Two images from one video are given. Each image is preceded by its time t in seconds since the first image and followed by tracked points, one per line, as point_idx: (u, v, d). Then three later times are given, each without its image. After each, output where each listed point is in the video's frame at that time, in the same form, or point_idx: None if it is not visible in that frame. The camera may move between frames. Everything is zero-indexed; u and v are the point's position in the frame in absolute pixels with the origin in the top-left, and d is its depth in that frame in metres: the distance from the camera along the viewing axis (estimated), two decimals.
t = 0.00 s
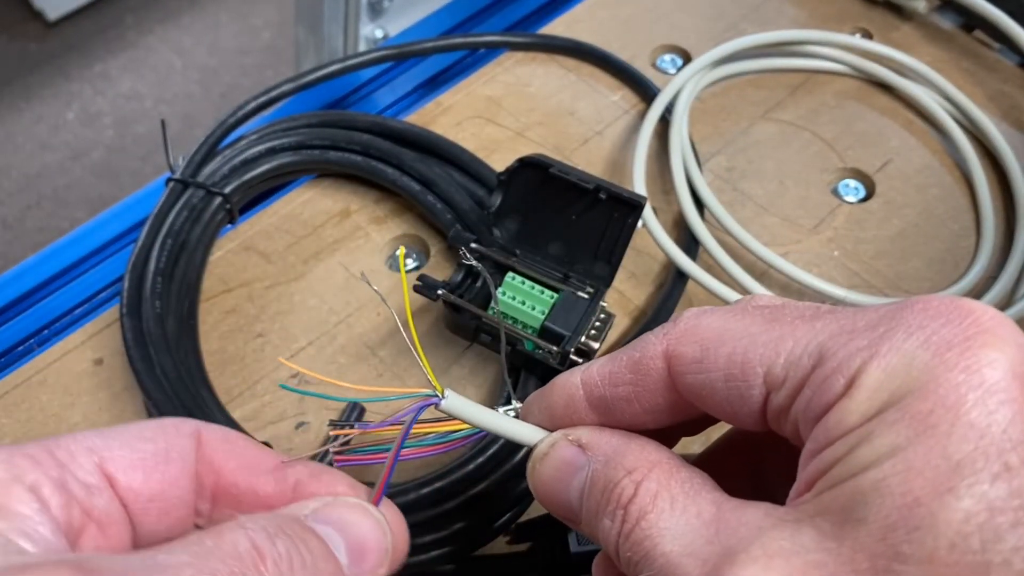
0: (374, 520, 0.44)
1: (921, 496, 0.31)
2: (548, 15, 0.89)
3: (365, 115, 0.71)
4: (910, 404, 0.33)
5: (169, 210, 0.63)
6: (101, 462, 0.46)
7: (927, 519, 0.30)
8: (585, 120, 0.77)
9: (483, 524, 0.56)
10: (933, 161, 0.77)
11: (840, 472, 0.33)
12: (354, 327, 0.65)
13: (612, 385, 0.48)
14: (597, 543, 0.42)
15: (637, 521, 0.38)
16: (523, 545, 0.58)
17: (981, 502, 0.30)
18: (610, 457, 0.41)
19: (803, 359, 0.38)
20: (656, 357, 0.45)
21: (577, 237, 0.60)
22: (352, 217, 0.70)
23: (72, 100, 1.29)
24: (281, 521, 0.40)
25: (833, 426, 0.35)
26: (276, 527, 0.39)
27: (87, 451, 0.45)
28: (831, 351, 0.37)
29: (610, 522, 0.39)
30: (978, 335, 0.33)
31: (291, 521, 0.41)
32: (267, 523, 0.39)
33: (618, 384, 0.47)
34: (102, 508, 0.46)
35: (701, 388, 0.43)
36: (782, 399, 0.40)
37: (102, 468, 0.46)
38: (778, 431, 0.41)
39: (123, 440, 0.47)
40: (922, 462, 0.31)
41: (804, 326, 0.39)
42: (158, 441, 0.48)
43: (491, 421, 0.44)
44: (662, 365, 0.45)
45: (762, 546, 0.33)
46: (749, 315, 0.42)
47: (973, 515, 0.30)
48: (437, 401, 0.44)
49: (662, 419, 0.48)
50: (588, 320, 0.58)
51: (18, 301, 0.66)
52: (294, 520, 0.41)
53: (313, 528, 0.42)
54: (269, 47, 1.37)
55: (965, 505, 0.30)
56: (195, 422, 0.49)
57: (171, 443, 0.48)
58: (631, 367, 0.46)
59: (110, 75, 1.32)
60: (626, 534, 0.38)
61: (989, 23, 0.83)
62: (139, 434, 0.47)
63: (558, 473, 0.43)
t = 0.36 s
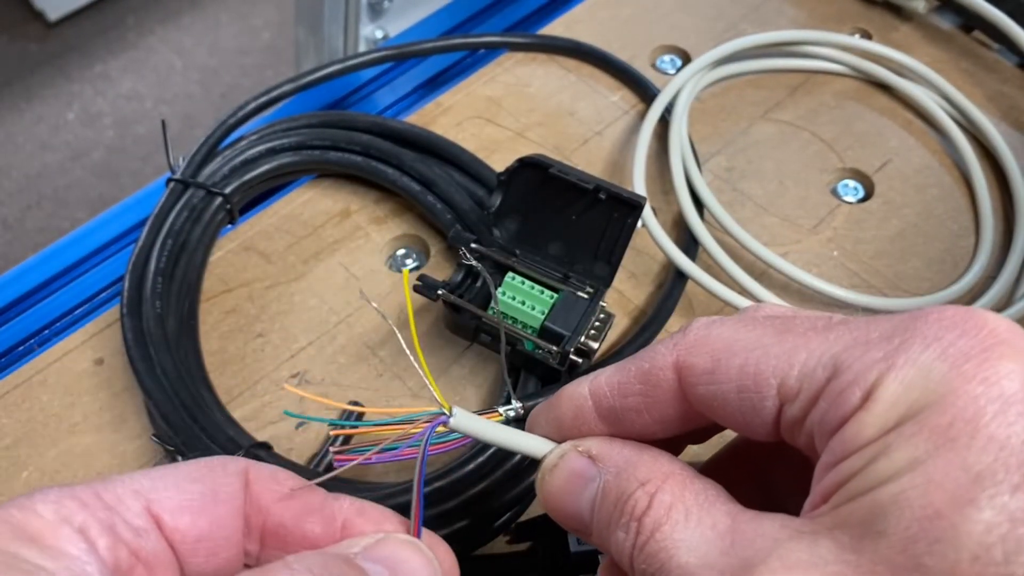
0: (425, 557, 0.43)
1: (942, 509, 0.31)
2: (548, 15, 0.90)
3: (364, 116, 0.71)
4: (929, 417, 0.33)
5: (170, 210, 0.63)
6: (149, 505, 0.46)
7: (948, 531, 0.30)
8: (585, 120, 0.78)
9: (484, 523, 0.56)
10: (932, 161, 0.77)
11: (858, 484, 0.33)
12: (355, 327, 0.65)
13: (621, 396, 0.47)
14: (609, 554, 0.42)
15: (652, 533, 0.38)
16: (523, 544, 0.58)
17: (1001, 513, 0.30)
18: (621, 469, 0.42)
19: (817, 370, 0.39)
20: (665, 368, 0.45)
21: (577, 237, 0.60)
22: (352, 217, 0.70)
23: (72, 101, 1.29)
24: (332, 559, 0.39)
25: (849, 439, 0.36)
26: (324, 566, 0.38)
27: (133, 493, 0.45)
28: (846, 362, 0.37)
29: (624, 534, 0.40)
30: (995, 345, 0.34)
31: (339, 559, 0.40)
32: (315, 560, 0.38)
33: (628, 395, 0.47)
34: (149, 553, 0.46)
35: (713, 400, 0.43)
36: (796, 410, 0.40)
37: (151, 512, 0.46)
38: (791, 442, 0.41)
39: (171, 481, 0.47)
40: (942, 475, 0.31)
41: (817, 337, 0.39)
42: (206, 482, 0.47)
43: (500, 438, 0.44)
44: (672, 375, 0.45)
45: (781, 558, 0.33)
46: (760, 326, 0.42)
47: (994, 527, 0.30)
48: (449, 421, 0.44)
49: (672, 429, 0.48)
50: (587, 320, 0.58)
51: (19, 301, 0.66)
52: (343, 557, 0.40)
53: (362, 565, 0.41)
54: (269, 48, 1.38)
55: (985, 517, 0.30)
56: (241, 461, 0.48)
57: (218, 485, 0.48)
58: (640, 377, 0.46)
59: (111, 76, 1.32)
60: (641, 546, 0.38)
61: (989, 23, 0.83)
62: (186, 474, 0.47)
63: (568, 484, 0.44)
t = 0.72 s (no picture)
0: (426, 338, 0.32)
1: (935, 510, 0.31)
2: (549, 15, 0.90)
3: (364, 116, 0.71)
4: (921, 417, 0.33)
5: (170, 210, 0.63)
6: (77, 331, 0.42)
7: (942, 533, 0.30)
8: (585, 120, 0.78)
9: (482, 523, 0.56)
10: (932, 161, 0.77)
11: (855, 484, 0.33)
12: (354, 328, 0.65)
13: (618, 401, 0.48)
14: (606, 563, 0.42)
15: (646, 542, 0.38)
16: (523, 544, 0.57)
17: (994, 515, 0.30)
18: (615, 479, 0.42)
19: (812, 373, 0.39)
20: (660, 372, 0.46)
21: (577, 237, 0.60)
22: (352, 217, 0.70)
23: (72, 101, 1.29)
24: None
25: (843, 439, 0.36)
26: None
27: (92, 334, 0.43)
28: (839, 364, 0.37)
29: (619, 543, 0.40)
30: (987, 346, 0.34)
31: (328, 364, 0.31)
32: None
33: (624, 400, 0.48)
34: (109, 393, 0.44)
35: (708, 404, 0.44)
36: (791, 412, 0.40)
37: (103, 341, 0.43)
38: (787, 445, 0.41)
39: (107, 301, 0.44)
40: (934, 474, 0.31)
41: (811, 340, 0.40)
42: (137, 287, 0.45)
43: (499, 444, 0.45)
44: (667, 379, 0.46)
45: (774, 564, 0.33)
46: (756, 329, 0.42)
47: (987, 529, 0.29)
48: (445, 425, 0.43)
49: (669, 433, 0.49)
50: (587, 320, 0.58)
51: (18, 301, 0.66)
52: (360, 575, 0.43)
53: None
54: (270, 48, 1.38)
55: (979, 518, 0.30)
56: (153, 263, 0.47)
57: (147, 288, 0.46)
58: (636, 382, 0.47)
59: (111, 76, 1.32)
60: (635, 555, 0.38)
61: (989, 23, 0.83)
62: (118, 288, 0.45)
63: (564, 494, 0.44)
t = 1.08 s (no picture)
0: (454, 350, 0.42)
1: (909, 511, 0.30)
2: (549, 15, 0.90)
3: (364, 115, 0.71)
4: (894, 417, 0.33)
5: (169, 210, 0.63)
6: (153, 283, 0.48)
7: (914, 534, 0.30)
8: (585, 120, 0.78)
9: (483, 523, 0.55)
10: (932, 161, 0.77)
11: (827, 487, 0.33)
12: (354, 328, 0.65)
13: (600, 405, 0.48)
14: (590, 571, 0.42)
15: (626, 551, 0.38)
16: (523, 544, 0.58)
17: (967, 514, 0.30)
18: (595, 487, 0.42)
19: (786, 374, 0.39)
20: (640, 375, 0.46)
21: (576, 237, 0.60)
22: (352, 217, 0.70)
23: (72, 100, 1.29)
24: None
25: (817, 441, 0.35)
26: None
27: (141, 274, 0.47)
28: (814, 364, 0.37)
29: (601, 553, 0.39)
30: (958, 344, 0.33)
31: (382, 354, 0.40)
32: None
33: (605, 404, 0.48)
34: (152, 336, 0.48)
35: (687, 406, 0.43)
36: (767, 414, 0.40)
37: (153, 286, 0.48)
38: (766, 445, 0.41)
39: (177, 261, 0.49)
40: (906, 474, 0.31)
41: (786, 340, 0.39)
42: (211, 259, 0.50)
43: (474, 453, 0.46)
44: (647, 382, 0.46)
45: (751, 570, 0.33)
46: (733, 330, 0.42)
47: (961, 529, 0.29)
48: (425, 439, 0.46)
49: (652, 436, 0.49)
50: (588, 320, 0.58)
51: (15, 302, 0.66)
52: None
53: None
54: (269, 48, 1.37)
55: (952, 518, 0.30)
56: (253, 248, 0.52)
57: (230, 263, 0.51)
58: (616, 386, 0.47)
59: (110, 75, 1.32)
60: (616, 565, 0.38)
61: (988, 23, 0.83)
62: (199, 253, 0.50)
63: (549, 504, 0.44)
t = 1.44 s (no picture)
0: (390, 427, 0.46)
1: (904, 514, 0.30)
2: (549, 15, 0.89)
3: (365, 115, 0.71)
4: (890, 419, 0.33)
5: (169, 210, 0.63)
6: (119, 321, 0.49)
7: (910, 536, 0.30)
8: (585, 120, 0.77)
9: (482, 524, 0.55)
10: (932, 161, 0.77)
11: (822, 490, 0.33)
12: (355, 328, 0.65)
13: (601, 405, 0.48)
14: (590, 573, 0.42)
15: (625, 550, 0.38)
16: (523, 544, 0.58)
17: (963, 516, 0.29)
18: (595, 488, 0.42)
19: (784, 375, 0.39)
20: (640, 376, 0.46)
21: (576, 237, 0.60)
22: (352, 217, 0.70)
23: (72, 100, 1.29)
24: None
25: (814, 442, 0.35)
26: None
27: (104, 311, 0.48)
28: (812, 366, 0.37)
29: (600, 553, 0.39)
30: (954, 347, 0.33)
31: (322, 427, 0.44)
32: None
33: (606, 404, 0.48)
34: (121, 371, 0.49)
35: (687, 407, 0.44)
36: (765, 416, 0.40)
37: (117, 319, 0.49)
38: (764, 446, 0.41)
39: (141, 296, 0.50)
40: (903, 476, 0.31)
41: (784, 342, 0.39)
42: (176, 289, 0.52)
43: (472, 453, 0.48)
44: (647, 382, 0.46)
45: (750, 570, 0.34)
46: (732, 331, 0.42)
47: (956, 531, 0.29)
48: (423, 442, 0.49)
49: (652, 436, 0.49)
50: (588, 320, 0.58)
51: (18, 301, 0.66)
52: None
53: None
54: (269, 48, 1.37)
55: (947, 520, 0.30)
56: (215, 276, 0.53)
57: (196, 297, 0.52)
58: (617, 386, 0.47)
59: (110, 75, 1.32)
60: (615, 565, 0.38)
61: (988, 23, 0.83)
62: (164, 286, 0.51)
63: (549, 504, 0.44)
